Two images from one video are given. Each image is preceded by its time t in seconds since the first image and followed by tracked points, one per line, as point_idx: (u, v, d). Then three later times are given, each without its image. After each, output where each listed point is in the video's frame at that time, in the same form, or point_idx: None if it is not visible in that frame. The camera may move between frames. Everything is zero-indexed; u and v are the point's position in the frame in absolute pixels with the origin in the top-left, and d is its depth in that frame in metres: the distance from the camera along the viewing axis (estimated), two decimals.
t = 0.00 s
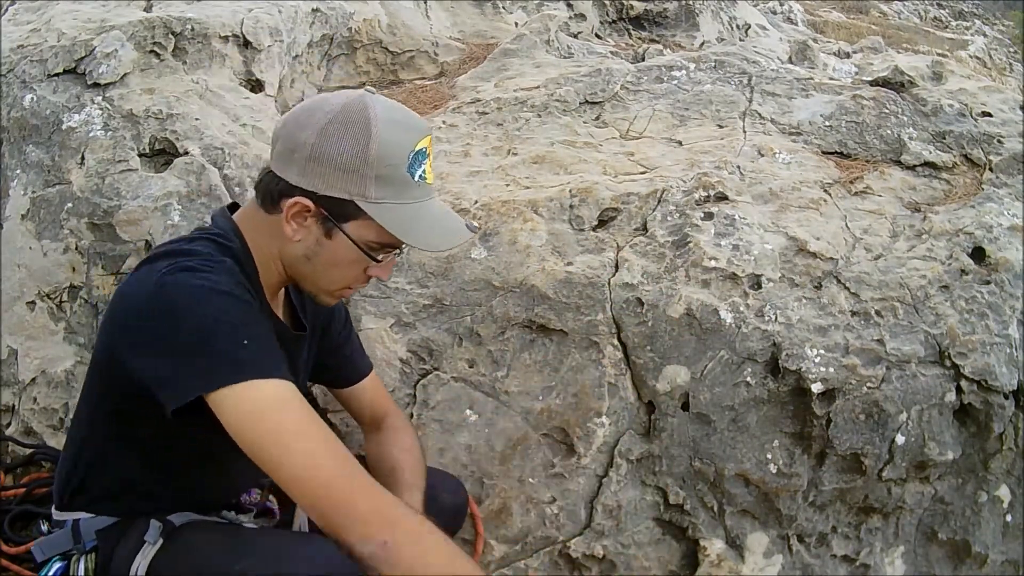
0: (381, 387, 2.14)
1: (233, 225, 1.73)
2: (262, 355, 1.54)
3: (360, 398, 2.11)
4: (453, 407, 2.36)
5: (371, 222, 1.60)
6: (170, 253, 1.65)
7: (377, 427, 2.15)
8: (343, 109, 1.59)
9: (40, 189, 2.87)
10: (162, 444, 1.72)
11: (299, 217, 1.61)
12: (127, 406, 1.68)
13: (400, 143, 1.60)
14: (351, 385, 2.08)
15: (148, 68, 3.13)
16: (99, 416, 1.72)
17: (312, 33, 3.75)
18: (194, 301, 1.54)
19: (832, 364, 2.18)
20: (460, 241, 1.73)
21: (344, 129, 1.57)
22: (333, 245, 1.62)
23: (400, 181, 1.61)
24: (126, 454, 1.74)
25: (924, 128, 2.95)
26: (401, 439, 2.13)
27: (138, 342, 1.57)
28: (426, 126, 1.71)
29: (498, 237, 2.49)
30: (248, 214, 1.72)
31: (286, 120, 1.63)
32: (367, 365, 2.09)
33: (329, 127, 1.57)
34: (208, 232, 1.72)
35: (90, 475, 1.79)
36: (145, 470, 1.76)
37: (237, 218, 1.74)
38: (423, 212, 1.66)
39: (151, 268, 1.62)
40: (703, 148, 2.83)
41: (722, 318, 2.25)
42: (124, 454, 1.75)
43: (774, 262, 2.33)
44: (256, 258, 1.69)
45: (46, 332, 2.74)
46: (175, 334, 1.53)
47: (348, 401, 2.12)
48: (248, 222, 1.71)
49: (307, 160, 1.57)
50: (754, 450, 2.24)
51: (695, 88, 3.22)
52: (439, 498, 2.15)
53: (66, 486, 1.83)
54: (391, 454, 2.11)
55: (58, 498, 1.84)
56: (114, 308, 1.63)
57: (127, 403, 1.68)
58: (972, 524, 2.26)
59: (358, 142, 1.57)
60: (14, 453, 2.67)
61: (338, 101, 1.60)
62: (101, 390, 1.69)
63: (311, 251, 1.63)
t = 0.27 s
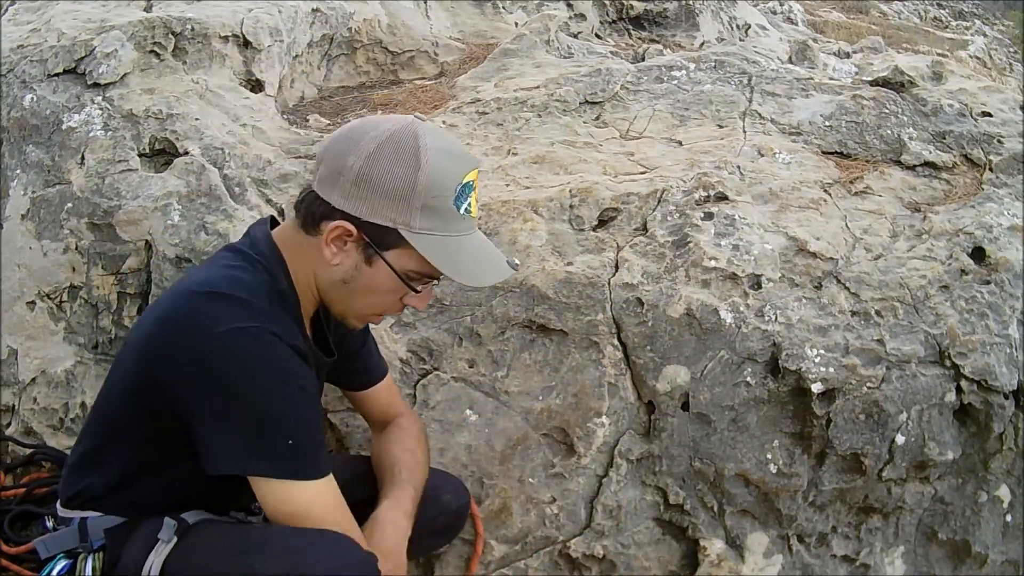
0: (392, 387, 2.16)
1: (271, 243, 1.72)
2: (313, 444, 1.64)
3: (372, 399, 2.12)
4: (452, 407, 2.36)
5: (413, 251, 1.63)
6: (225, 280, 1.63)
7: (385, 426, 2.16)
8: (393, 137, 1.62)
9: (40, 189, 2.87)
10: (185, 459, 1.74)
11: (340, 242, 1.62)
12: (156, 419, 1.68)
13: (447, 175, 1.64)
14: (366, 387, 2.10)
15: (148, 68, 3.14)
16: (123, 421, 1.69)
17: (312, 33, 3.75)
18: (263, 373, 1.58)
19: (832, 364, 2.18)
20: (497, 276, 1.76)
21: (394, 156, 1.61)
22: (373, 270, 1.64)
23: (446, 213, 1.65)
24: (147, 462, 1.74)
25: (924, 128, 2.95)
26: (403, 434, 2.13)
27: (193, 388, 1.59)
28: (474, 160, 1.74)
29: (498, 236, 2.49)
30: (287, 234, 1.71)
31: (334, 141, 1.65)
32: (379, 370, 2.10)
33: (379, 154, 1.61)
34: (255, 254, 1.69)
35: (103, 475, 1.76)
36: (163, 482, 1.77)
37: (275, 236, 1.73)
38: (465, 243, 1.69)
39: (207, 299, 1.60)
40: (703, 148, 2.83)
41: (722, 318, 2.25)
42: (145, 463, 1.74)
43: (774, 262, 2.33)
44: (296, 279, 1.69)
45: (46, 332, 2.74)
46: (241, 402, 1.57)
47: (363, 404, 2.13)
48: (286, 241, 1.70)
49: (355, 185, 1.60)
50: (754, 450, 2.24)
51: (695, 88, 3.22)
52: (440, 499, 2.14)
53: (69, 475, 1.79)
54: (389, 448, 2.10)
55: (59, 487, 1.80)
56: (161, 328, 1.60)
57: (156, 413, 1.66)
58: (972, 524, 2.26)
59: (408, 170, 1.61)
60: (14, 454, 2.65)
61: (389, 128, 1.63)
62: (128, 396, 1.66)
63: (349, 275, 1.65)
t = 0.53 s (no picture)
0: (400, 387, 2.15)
1: (283, 247, 1.72)
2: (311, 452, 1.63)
3: (381, 401, 2.12)
4: (452, 407, 2.35)
5: (426, 260, 1.63)
6: (237, 285, 1.63)
7: (393, 426, 2.15)
8: (408, 145, 1.62)
9: (40, 189, 2.87)
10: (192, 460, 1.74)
11: (354, 250, 1.63)
12: (165, 420, 1.67)
13: (461, 184, 1.64)
14: (374, 390, 2.09)
15: (148, 67, 3.14)
16: (132, 421, 1.69)
17: (312, 33, 3.75)
18: (268, 379, 1.57)
19: (832, 364, 2.18)
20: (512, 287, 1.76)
21: (408, 166, 1.61)
22: (387, 279, 1.64)
23: (461, 222, 1.65)
24: (155, 462, 1.74)
25: (924, 128, 2.95)
26: (412, 434, 2.13)
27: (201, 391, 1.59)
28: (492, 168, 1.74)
29: (497, 236, 2.49)
30: (300, 241, 1.70)
31: (349, 149, 1.65)
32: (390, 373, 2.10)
33: (393, 163, 1.61)
34: (269, 259, 1.69)
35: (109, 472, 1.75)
36: (170, 480, 1.77)
37: (288, 242, 1.72)
38: (480, 253, 1.69)
39: (220, 302, 1.60)
40: (703, 148, 2.83)
41: (722, 318, 2.25)
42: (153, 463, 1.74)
43: (774, 262, 2.33)
44: (309, 286, 1.68)
45: (47, 332, 2.74)
46: (245, 407, 1.56)
47: (372, 406, 2.13)
48: (299, 248, 1.70)
49: (369, 192, 1.61)
50: (754, 450, 2.24)
51: (695, 88, 3.22)
52: (440, 499, 2.13)
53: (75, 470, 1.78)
54: (398, 448, 2.10)
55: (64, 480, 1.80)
56: (174, 330, 1.60)
57: (163, 413, 1.66)
58: (972, 524, 2.26)
59: (422, 179, 1.61)
60: (14, 454, 2.65)
61: (404, 137, 1.63)
62: (138, 396, 1.66)
63: (364, 283, 1.65)
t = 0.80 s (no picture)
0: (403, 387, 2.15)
1: (281, 248, 1.72)
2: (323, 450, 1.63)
3: (380, 401, 2.12)
4: (453, 407, 2.36)
5: (409, 256, 1.61)
6: (238, 287, 1.64)
7: (395, 429, 2.15)
8: (394, 141, 1.61)
9: (40, 189, 2.87)
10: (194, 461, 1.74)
11: (340, 245, 1.62)
12: (166, 423, 1.67)
13: (446, 181, 1.61)
14: (373, 389, 2.10)
15: (148, 67, 3.14)
16: (134, 422, 1.69)
17: (312, 33, 3.75)
18: (272, 380, 1.58)
19: (832, 364, 2.18)
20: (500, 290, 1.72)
21: (392, 161, 1.60)
22: (371, 276, 1.63)
23: (444, 218, 1.62)
24: (158, 464, 1.74)
25: (924, 128, 2.95)
26: (413, 437, 2.12)
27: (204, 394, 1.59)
28: (485, 169, 1.72)
29: (498, 236, 2.49)
30: (295, 239, 1.71)
31: (340, 145, 1.66)
32: (390, 371, 2.11)
33: (378, 158, 1.60)
34: (266, 260, 1.70)
35: (111, 474, 1.76)
36: (173, 482, 1.77)
37: (285, 241, 1.73)
38: (466, 251, 1.66)
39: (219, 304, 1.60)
40: (703, 148, 2.83)
41: (722, 318, 2.25)
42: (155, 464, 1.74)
43: (774, 262, 2.33)
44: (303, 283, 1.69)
45: (47, 332, 2.74)
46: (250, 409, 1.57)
47: (371, 405, 2.13)
48: (294, 246, 1.71)
49: (352, 187, 1.60)
50: (754, 450, 2.24)
51: (695, 88, 3.22)
52: (440, 500, 2.13)
53: (77, 473, 1.78)
54: (400, 452, 2.09)
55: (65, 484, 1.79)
56: (174, 334, 1.60)
57: (166, 415, 1.66)
58: (972, 524, 2.26)
59: (405, 174, 1.59)
60: (14, 454, 2.65)
61: (390, 133, 1.62)
62: (140, 398, 1.66)
63: (349, 280, 1.64)
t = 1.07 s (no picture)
0: (406, 387, 2.15)
1: (281, 249, 1.72)
2: (339, 441, 1.66)
3: (381, 397, 2.12)
4: (453, 407, 2.36)
5: (402, 255, 1.60)
6: (240, 288, 1.64)
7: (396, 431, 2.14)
8: (385, 140, 1.61)
9: (40, 189, 2.87)
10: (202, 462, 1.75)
11: (335, 246, 1.62)
12: (172, 426, 1.68)
13: (439, 178, 1.61)
14: (373, 384, 2.09)
15: (148, 67, 3.14)
16: (137, 424, 1.69)
17: (312, 33, 3.74)
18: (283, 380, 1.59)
19: (832, 364, 2.18)
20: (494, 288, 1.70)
21: (383, 159, 1.59)
22: (367, 276, 1.63)
23: (437, 216, 1.61)
24: (161, 465, 1.74)
25: (924, 128, 2.95)
26: (414, 443, 2.11)
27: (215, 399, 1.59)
28: (478, 166, 1.71)
29: (498, 236, 2.49)
30: (294, 239, 1.72)
31: (333, 146, 1.66)
32: (390, 367, 2.10)
33: (369, 157, 1.60)
34: (267, 261, 1.70)
35: (119, 481, 1.76)
36: (182, 484, 1.78)
37: (286, 240, 1.73)
38: (460, 249, 1.65)
39: (222, 308, 1.60)
40: (703, 148, 2.83)
41: (722, 318, 2.25)
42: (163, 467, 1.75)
43: (774, 262, 2.33)
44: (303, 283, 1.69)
45: (47, 332, 2.74)
46: (265, 410, 1.59)
47: (372, 401, 2.12)
48: (293, 246, 1.71)
49: (344, 186, 1.60)
50: (754, 450, 2.24)
51: (695, 88, 3.22)
52: (440, 501, 2.13)
53: (82, 483, 1.78)
54: (400, 459, 2.08)
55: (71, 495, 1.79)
56: (178, 340, 1.60)
57: (170, 417, 1.67)
58: (972, 524, 2.26)
59: (396, 172, 1.59)
60: (14, 454, 2.65)
61: (382, 132, 1.62)
62: (145, 404, 1.66)
63: (346, 280, 1.64)
